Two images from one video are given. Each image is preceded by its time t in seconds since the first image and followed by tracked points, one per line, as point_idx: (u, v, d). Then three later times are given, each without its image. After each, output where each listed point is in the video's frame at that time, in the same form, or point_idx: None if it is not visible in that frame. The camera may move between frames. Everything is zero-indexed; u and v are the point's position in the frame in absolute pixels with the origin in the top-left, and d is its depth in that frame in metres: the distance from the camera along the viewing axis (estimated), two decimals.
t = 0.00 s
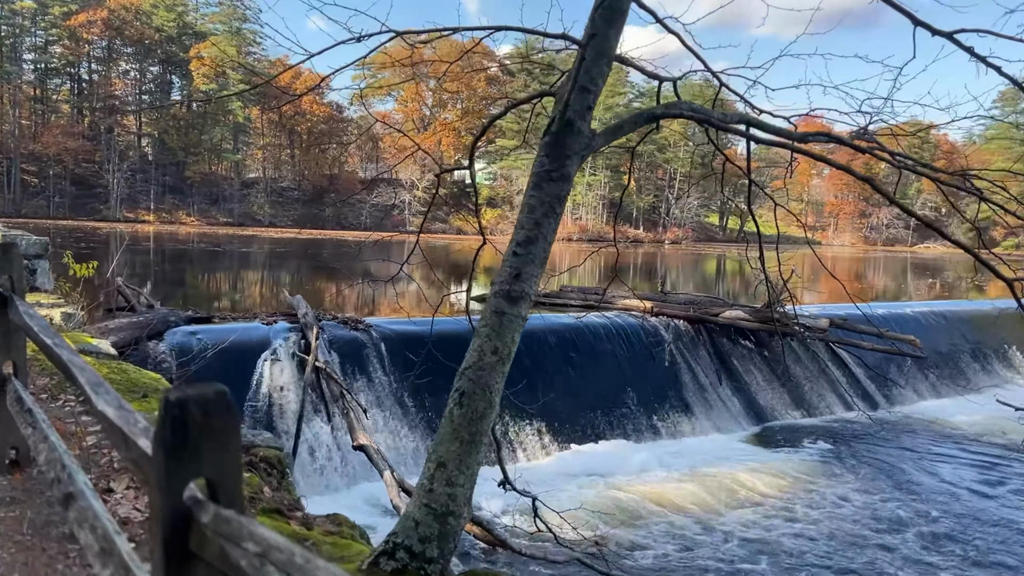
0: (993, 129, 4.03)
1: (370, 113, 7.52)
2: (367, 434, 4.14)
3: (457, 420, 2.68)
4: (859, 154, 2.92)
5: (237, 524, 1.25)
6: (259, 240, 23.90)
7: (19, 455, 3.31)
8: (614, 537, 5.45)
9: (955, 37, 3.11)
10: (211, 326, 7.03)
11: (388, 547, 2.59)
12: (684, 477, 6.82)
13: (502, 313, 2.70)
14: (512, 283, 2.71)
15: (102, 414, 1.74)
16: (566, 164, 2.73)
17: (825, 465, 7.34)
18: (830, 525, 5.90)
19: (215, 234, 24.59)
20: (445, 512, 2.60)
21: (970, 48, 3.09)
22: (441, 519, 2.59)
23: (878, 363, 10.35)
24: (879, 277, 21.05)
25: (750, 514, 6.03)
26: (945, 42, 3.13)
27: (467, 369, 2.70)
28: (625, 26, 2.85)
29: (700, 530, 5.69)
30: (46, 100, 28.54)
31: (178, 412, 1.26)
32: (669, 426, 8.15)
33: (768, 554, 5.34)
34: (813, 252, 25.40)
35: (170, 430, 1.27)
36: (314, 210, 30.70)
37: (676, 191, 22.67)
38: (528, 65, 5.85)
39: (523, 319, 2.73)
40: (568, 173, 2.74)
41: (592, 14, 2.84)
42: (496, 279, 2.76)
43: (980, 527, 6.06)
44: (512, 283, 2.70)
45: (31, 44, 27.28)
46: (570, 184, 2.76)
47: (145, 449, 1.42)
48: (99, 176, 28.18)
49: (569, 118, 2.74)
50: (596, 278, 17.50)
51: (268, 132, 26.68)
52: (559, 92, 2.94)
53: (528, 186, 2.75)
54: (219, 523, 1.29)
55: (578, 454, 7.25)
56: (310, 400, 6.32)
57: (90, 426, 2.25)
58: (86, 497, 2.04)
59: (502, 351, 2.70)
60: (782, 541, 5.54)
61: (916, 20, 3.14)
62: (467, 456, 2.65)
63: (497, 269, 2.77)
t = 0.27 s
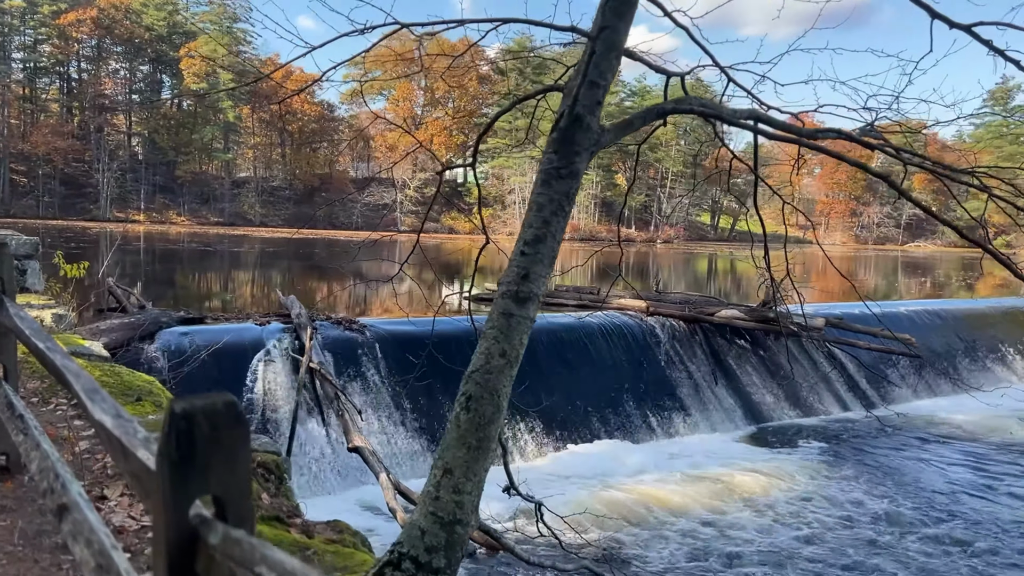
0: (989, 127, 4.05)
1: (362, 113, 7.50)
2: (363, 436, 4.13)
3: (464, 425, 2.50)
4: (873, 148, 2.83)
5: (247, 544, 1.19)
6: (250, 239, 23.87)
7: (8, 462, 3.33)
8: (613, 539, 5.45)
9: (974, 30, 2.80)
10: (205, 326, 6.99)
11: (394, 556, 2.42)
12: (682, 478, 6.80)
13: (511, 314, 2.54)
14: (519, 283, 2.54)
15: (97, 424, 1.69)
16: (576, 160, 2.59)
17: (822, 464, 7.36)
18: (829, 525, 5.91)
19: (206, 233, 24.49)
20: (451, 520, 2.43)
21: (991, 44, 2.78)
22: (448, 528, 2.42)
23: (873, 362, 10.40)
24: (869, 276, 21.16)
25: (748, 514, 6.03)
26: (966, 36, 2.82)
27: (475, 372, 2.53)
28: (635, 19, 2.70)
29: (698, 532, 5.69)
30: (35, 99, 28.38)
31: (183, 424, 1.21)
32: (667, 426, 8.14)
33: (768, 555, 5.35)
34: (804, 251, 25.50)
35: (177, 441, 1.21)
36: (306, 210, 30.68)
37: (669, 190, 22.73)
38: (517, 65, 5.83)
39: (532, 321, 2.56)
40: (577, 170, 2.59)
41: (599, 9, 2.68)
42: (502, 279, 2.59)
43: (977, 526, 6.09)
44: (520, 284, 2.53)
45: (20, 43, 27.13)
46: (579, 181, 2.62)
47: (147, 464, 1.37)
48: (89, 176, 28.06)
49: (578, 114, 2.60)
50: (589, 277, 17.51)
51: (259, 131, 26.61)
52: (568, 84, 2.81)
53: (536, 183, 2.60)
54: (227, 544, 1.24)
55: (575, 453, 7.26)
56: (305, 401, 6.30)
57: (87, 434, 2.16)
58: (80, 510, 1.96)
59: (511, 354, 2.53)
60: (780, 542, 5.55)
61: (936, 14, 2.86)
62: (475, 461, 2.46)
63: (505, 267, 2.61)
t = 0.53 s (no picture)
0: (982, 125, 4.07)
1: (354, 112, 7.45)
2: (361, 439, 4.10)
3: (475, 435, 2.48)
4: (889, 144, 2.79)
5: None
6: (243, 238, 23.76)
7: None
8: (613, 541, 5.46)
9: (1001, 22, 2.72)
10: (198, 327, 6.94)
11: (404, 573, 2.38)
12: (682, 480, 6.79)
13: (523, 318, 2.51)
14: (533, 286, 2.52)
15: (92, 440, 1.51)
16: (590, 158, 2.55)
17: (820, 465, 7.37)
18: (827, 526, 5.93)
19: (199, 232, 24.39)
20: (463, 534, 2.41)
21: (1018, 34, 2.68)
22: (460, 543, 2.40)
23: (870, 361, 10.43)
24: (861, 274, 21.22)
25: (748, 516, 6.05)
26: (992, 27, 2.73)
27: (486, 380, 2.51)
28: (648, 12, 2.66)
29: (698, 533, 5.70)
30: (25, 97, 28.15)
31: (189, 450, 1.00)
32: (666, 427, 8.11)
33: (768, 557, 5.37)
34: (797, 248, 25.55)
35: (183, 471, 1.01)
36: (298, 208, 30.67)
37: (662, 188, 22.75)
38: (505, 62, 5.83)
39: (546, 325, 2.54)
40: (591, 167, 2.56)
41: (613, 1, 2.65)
42: (514, 282, 2.56)
43: (975, 526, 6.12)
44: (532, 286, 2.51)
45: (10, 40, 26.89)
46: (592, 179, 2.58)
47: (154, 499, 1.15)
48: (80, 174, 27.87)
49: (593, 110, 2.56)
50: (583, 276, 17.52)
51: (252, 129, 26.48)
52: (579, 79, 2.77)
53: (549, 181, 2.56)
54: None
55: (576, 453, 7.28)
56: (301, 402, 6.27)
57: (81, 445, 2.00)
58: (75, 530, 1.79)
59: (524, 361, 2.51)
60: (779, 543, 5.57)
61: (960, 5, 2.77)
62: (487, 472, 2.44)
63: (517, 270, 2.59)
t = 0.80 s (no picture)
0: (977, 125, 4.10)
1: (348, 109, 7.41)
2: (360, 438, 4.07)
3: (490, 440, 2.51)
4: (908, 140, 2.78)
5: None
6: (235, 236, 23.67)
7: None
8: (615, 540, 5.45)
9: None
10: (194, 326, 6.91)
11: None
12: (681, 479, 6.77)
13: (538, 320, 2.53)
14: (547, 287, 2.53)
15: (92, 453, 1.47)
16: (607, 153, 2.57)
17: (816, 462, 7.41)
18: (824, 523, 5.96)
19: (191, 230, 24.32)
20: (478, 544, 2.43)
21: None
22: (474, 553, 2.42)
23: (868, 358, 10.47)
24: (854, 271, 21.26)
25: (746, 514, 6.06)
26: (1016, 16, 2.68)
27: (500, 385, 2.53)
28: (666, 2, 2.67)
29: (696, 531, 5.71)
30: (16, 94, 27.94)
31: (206, 471, 0.90)
32: (664, 425, 8.15)
33: (765, 553, 5.39)
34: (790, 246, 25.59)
35: (203, 495, 0.92)
36: (291, 206, 30.76)
37: (655, 186, 22.82)
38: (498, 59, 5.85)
39: (560, 327, 2.56)
40: (608, 163, 2.57)
41: None
42: (528, 285, 2.58)
43: (969, 522, 6.16)
44: (548, 287, 2.53)
45: None
46: (608, 175, 2.60)
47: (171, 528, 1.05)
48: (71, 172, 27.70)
49: (609, 102, 2.57)
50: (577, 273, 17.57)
51: (244, 127, 26.34)
52: (597, 69, 2.80)
53: (564, 177, 2.58)
54: None
55: (573, 453, 7.27)
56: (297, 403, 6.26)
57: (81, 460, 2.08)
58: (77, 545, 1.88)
59: (538, 364, 2.54)
60: (777, 540, 5.59)
61: None
62: (501, 479, 2.47)
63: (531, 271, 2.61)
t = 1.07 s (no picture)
0: (977, 121, 4.11)
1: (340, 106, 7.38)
2: (360, 439, 4.05)
3: (510, 443, 2.44)
4: (930, 134, 2.77)
5: None
6: (228, 234, 23.57)
7: None
8: (617, 541, 5.42)
9: None
10: (190, 325, 6.87)
11: None
12: (681, 477, 6.79)
13: (559, 318, 2.49)
14: (568, 284, 2.50)
15: (113, 463, 1.62)
16: (628, 144, 2.55)
17: (814, 460, 7.42)
18: (823, 521, 5.96)
19: (184, 228, 24.20)
20: (499, 551, 2.34)
21: None
22: (496, 560, 2.33)
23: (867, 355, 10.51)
24: (848, 268, 21.27)
25: (748, 513, 6.07)
26: None
27: (521, 385, 2.48)
28: None
29: (696, 529, 5.71)
30: (6, 92, 27.74)
31: (251, 488, 1.04)
32: (664, 423, 8.10)
33: (768, 553, 5.40)
34: (784, 243, 25.61)
35: (247, 509, 1.05)
36: (283, 202, 31.17)
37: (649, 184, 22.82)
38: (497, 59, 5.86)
39: (581, 326, 2.51)
40: (629, 155, 2.55)
41: None
42: (548, 284, 2.54)
43: (968, 520, 6.17)
44: (569, 284, 2.49)
45: None
46: (630, 168, 2.57)
47: (209, 546, 1.20)
48: (63, 170, 27.54)
49: (631, 93, 2.57)
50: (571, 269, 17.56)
51: (237, 124, 26.20)
52: (615, 62, 2.82)
53: (585, 170, 2.55)
54: None
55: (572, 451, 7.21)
56: (296, 402, 6.29)
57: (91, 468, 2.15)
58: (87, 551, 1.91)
59: (560, 364, 2.49)
60: (776, 539, 5.60)
61: None
62: (522, 484, 2.40)
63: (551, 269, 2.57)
